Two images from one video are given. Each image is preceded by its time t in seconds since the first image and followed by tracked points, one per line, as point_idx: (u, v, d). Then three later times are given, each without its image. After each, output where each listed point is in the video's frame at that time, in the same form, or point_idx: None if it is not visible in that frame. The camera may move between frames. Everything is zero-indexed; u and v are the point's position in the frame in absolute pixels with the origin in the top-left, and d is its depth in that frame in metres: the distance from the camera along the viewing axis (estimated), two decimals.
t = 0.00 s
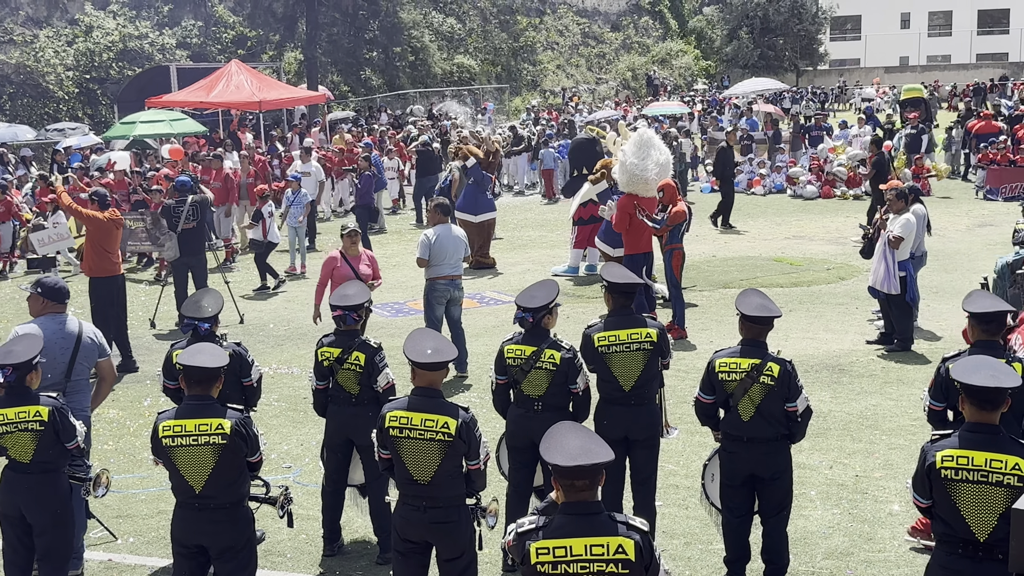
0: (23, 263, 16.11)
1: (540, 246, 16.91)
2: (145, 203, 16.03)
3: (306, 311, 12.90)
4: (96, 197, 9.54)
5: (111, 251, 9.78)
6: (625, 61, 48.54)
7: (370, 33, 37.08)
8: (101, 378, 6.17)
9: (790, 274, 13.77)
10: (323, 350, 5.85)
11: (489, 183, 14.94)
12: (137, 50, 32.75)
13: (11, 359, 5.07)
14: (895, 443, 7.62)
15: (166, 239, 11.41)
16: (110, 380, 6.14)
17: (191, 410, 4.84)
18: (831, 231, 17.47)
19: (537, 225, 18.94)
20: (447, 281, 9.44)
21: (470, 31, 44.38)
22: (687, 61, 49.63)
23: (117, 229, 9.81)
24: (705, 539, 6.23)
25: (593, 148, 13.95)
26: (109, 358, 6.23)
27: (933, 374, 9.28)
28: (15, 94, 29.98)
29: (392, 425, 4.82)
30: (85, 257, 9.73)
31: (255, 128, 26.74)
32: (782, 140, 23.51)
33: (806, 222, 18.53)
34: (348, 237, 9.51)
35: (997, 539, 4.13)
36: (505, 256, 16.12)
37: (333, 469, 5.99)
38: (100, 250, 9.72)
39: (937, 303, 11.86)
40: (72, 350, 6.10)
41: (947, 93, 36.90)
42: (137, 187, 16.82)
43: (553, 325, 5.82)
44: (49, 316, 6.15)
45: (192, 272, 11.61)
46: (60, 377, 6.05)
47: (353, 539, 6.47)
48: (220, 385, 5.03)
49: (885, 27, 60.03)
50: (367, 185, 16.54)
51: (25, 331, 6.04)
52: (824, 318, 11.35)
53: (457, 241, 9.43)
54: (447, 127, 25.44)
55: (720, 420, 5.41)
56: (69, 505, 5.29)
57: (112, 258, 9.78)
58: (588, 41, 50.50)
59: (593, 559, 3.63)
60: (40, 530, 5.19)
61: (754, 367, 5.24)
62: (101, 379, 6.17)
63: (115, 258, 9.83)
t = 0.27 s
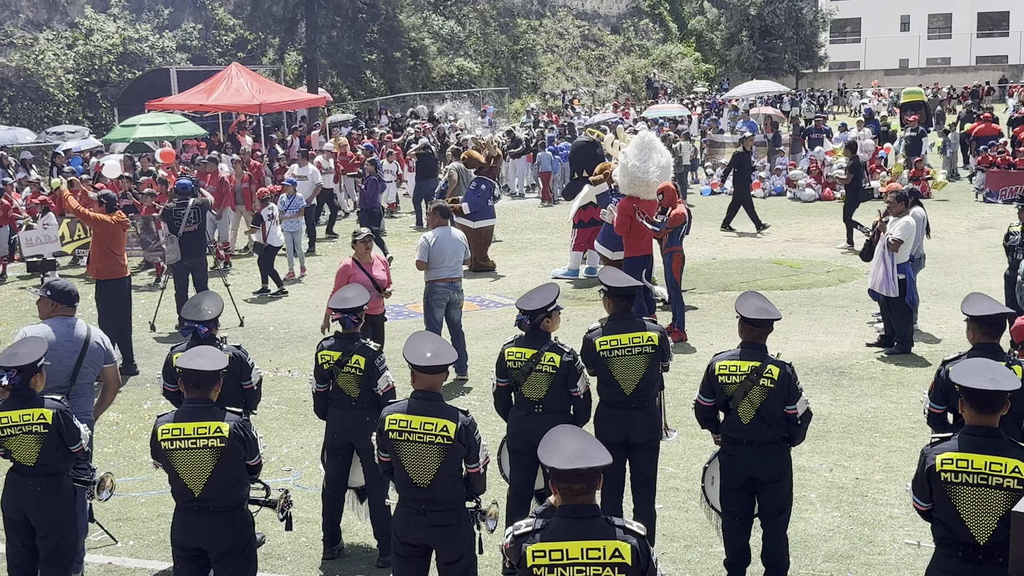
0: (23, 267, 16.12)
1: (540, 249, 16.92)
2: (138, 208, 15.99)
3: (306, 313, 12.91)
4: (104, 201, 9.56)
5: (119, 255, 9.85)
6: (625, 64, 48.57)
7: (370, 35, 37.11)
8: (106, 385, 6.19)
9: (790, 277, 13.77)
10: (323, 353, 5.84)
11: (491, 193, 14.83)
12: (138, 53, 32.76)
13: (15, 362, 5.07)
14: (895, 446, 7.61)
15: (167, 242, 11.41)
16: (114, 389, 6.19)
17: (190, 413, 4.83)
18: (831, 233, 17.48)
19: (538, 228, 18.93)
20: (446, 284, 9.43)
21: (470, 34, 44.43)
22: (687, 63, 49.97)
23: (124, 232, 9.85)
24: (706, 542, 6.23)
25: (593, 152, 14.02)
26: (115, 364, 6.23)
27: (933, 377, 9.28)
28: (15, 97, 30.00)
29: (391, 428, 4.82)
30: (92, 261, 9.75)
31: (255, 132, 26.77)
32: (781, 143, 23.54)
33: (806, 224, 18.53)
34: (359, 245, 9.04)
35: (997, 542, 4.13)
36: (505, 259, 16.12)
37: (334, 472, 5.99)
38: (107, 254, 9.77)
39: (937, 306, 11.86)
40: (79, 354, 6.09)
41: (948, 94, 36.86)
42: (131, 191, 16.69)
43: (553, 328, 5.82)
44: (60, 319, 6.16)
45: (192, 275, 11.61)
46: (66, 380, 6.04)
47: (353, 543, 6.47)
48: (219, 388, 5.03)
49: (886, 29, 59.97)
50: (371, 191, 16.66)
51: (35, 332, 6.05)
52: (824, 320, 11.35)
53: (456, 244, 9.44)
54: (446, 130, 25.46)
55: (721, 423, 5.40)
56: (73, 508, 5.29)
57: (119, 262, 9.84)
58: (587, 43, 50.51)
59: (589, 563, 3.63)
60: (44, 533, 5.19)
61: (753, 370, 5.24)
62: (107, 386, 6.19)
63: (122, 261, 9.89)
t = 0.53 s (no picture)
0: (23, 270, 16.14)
1: (541, 251, 16.93)
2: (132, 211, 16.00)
3: (307, 316, 12.92)
4: (116, 203, 9.61)
5: (127, 257, 9.89)
6: (625, 67, 48.57)
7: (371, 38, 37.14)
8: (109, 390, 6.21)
9: (790, 279, 13.77)
10: (323, 356, 5.85)
11: (489, 193, 14.85)
12: (139, 56, 32.81)
13: (22, 365, 5.07)
14: (895, 448, 7.61)
15: (170, 244, 11.43)
16: (117, 394, 6.18)
17: (189, 416, 4.83)
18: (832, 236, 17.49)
19: (538, 230, 18.94)
20: (446, 286, 9.43)
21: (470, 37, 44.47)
22: (687, 66, 49.93)
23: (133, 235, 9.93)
24: (706, 544, 6.22)
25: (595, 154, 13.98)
26: (118, 370, 6.25)
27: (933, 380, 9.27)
28: (16, 100, 30.05)
29: (391, 431, 4.83)
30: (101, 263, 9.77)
31: (256, 134, 26.80)
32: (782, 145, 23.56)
33: (806, 227, 18.53)
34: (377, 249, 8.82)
35: (997, 545, 4.13)
36: (506, 262, 16.13)
37: (334, 474, 5.99)
38: (116, 256, 9.81)
39: (938, 308, 11.85)
40: (82, 358, 6.09)
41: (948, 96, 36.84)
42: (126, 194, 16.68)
43: (554, 331, 5.82)
44: (66, 322, 6.16)
45: (193, 277, 11.61)
46: (68, 383, 6.03)
47: (353, 546, 6.47)
48: (218, 391, 5.03)
49: (886, 31, 59.94)
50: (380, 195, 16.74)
51: (41, 335, 6.07)
52: (825, 322, 11.35)
53: (456, 246, 9.44)
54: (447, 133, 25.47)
55: (721, 426, 5.40)
56: (79, 511, 5.30)
57: (127, 265, 9.87)
58: (588, 46, 50.54)
59: (587, 566, 3.63)
60: (49, 536, 5.19)
61: (754, 372, 5.24)
62: (109, 391, 6.20)
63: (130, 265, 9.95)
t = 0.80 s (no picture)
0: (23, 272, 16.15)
1: (542, 253, 16.93)
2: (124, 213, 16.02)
3: (307, 318, 12.92)
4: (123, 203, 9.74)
5: (133, 259, 9.93)
6: (626, 69, 48.52)
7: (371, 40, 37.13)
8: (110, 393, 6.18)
9: (791, 281, 13.76)
10: (323, 358, 5.85)
11: (486, 194, 14.84)
12: (140, 58, 32.84)
13: (27, 368, 5.08)
14: (896, 450, 7.61)
15: (172, 247, 11.43)
16: (117, 397, 6.14)
17: (190, 419, 4.83)
18: (832, 238, 17.48)
19: (539, 232, 18.95)
20: (447, 288, 9.44)
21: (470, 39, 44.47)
22: (688, 68, 49.38)
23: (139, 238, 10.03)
24: (707, 546, 6.22)
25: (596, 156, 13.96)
26: (119, 373, 6.23)
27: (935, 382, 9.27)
28: (17, 102, 30.07)
29: (392, 434, 4.83)
30: (109, 264, 9.78)
31: (257, 137, 26.81)
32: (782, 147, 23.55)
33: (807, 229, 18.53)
34: (406, 253, 8.45)
35: (998, 547, 4.12)
36: (507, 264, 16.13)
37: (335, 476, 5.99)
38: (124, 257, 9.85)
39: (939, 310, 11.85)
40: (84, 361, 6.10)
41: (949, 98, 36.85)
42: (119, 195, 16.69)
43: (556, 334, 5.83)
44: (68, 324, 6.18)
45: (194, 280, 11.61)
46: (69, 386, 6.08)
47: (354, 548, 6.46)
48: (218, 394, 5.03)
49: (886, 33, 59.97)
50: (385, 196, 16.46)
51: (41, 338, 6.06)
52: (826, 324, 11.35)
53: (457, 248, 9.45)
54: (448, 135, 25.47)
55: (722, 428, 5.40)
56: (83, 514, 5.30)
57: (133, 266, 9.90)
58: (589, 48, 50.58)
59: (587, 567, 3.63)
60: (52, 539, 5.20)
61: (755, 374, 5.24)
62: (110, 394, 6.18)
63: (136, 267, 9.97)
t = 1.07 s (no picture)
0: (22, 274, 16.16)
1: (543, 254, 16.93)
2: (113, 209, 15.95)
3: (308, 319, 12.92)
4: (130, 206, 9.83)
5: (139, 262, 9.96)
6: (626, 70, 48.51)
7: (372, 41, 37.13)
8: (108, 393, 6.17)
9: (791, 282, 13.76)
10: (323, 359, 5.85)
11: (486, 192, 14.84)
12: (140, 60, 32.85)
13: (31, 371, 5.08)
14: (896, 452, 7.61)
15: (174, 248, 11.41)
16: (117, 396, 6.13)
17: (190, 420, 4.83)
18: (833, 239, 17.48)
19: (539, 234, 18.96)
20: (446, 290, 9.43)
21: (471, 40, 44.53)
22: (688, 69, 49.29)
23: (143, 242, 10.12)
24: (708, 548, 6.21)
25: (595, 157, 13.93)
26: (117, 373, 6.21)
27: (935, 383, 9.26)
28: (17, 104, 30.12)
29: (391, 435, 4.82)
30: (115, 266, 9.78)
31: (257, 139, 26.83)
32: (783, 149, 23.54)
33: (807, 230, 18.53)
34: (429, 255, 8.20)
35: (999, 548, 4.12)
36: (507, 265, 16.13)
37: (334, 477, 5.99)
38: (130, 259, 9.88)
39: (939, 311, 11.84)
40: (82, 361, 6.11)
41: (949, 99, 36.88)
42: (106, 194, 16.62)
43: (556, 335, 5.83)
44: (66, 326, 6.17)
45: (196, 281, 11.61)
46: (68, 387, 6.09)
47: (354, 550, 6.46)
48: (218, 395, 5.02)
49: (887, 34, 60.03)
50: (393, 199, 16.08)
51: (38, 340, 6.04)
52: (826, 326, 11.34)
53: (457, 250, 9.45)
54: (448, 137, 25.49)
55: (722, 429, 5.40)
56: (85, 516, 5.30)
57: (139, 268, 9.92)
58: (589, 50, 50.62)
59: (589, 567, 3.63)
60: (54, 540, 5.20)
61: (755, 375, 5.23)
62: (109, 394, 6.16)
63: (141, 270, 10.01)
